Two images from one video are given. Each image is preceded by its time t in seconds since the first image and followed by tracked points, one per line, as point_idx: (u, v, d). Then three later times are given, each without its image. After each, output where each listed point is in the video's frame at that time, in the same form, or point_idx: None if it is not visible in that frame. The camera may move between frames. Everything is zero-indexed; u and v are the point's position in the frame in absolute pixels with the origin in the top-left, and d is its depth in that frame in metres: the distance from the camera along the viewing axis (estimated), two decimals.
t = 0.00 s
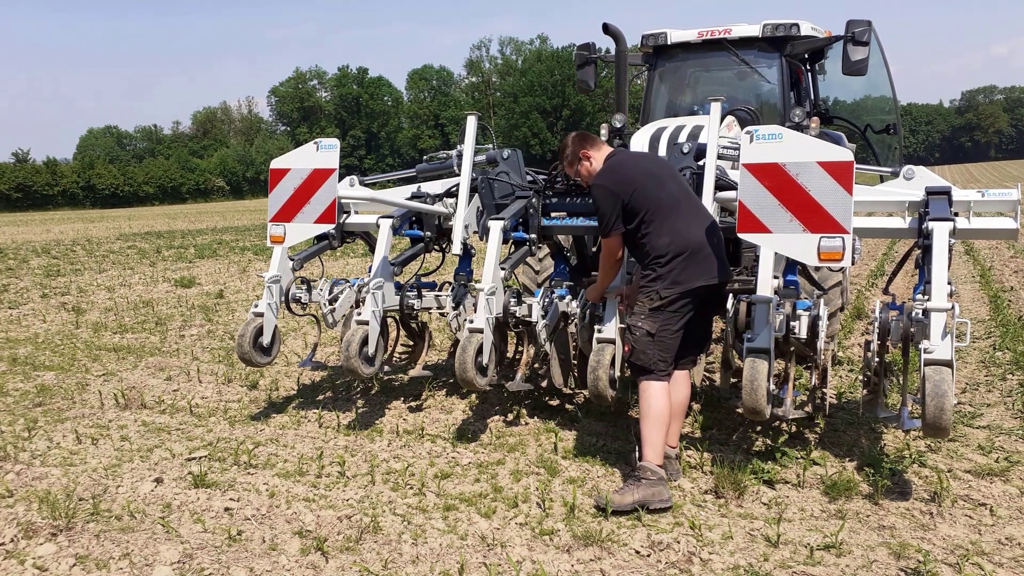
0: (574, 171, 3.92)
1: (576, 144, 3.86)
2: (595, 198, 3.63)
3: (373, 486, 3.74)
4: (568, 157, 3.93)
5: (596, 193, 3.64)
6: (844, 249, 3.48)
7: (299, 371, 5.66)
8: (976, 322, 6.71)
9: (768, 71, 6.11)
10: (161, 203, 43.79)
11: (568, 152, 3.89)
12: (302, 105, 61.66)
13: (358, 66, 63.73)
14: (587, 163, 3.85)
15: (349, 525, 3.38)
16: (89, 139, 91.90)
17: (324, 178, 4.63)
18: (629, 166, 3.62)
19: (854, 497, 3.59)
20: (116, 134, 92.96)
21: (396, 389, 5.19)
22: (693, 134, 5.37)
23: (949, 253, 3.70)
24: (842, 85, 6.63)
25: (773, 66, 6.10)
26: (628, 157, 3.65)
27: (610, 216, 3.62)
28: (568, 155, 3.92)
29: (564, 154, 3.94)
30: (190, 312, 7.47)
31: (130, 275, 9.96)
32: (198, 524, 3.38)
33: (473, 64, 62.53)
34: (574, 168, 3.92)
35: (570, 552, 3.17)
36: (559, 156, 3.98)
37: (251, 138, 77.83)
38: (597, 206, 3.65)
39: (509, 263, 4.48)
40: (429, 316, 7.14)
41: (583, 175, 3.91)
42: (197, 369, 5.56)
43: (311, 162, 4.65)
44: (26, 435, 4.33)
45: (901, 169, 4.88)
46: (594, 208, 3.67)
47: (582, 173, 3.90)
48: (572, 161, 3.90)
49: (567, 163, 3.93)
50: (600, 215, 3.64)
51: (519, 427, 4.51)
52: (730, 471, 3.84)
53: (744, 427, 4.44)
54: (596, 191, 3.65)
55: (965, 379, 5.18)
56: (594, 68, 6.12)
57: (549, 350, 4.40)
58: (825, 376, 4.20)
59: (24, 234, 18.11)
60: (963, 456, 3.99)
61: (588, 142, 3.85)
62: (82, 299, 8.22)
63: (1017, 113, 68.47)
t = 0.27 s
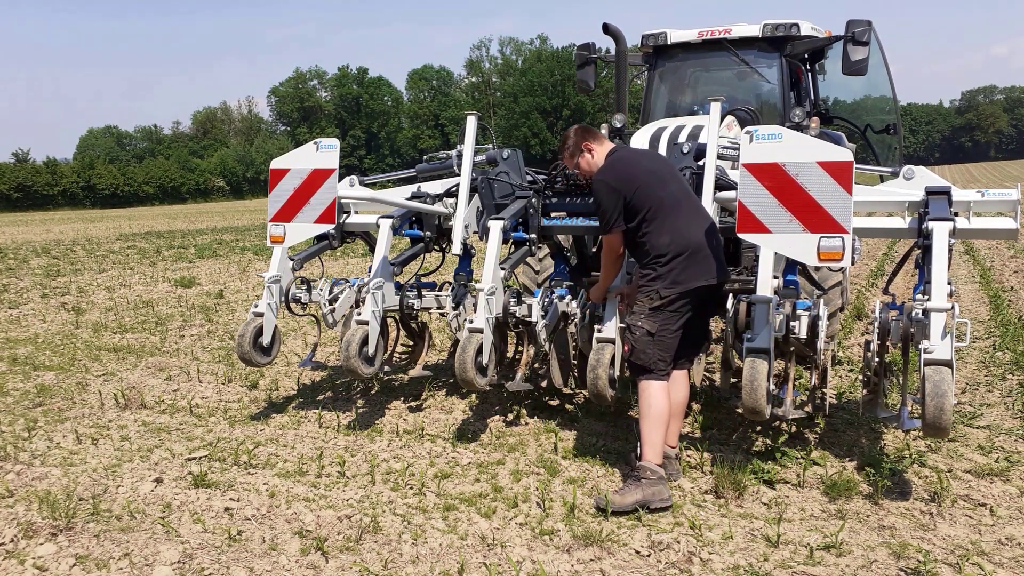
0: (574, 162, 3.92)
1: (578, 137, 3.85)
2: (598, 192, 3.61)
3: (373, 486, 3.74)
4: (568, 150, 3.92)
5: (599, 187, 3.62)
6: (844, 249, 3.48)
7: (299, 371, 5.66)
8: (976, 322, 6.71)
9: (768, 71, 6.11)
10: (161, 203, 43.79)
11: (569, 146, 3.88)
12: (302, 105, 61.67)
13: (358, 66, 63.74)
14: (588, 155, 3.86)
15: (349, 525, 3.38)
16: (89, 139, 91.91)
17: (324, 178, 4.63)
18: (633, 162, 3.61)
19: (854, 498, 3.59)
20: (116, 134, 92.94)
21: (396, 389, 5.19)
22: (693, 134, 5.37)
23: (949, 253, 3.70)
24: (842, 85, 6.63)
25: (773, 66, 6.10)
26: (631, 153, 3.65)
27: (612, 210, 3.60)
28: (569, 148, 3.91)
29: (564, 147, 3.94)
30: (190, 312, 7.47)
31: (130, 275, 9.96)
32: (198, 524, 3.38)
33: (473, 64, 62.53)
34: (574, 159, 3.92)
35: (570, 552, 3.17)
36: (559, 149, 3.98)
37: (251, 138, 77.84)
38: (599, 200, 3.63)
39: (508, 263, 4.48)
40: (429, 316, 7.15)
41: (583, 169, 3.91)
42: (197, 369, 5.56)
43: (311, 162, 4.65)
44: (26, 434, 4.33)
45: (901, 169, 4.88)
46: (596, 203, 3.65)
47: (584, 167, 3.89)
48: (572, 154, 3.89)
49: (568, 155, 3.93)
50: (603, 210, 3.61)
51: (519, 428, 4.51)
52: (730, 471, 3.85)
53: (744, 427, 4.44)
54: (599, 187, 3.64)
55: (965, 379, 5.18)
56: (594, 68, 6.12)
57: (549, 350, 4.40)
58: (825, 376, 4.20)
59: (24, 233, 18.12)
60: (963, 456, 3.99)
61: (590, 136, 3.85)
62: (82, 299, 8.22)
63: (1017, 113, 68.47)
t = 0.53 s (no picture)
0: (579, 137, 3.78)
1: (591, 109, 3.72)
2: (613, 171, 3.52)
3: (373, 486, 3.74)
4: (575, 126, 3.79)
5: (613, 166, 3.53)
6: (844, 249, 3.48)
7: (299, 371, 5.66)
8: (976, 322, 6.71)
9: (767, 71, 6.11)
10: (161, 203, 43.80)
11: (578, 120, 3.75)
12: (302, 105, 61.70)
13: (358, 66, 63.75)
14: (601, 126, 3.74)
15: (349, 525, 3.38)
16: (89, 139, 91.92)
17: (324, 178, 4.62)
18: (648, 148, 3.59)
19: (854, 498, 3.59)
20: (116, 134, 92.93)
21: (396, 389, 5.19)
22: (693, 134, 5.42)
23: (949, 253, 3.70)
24: (842, 85, 6.63)
25: (773, 66, 6.10)
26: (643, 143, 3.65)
27: (626, 191, 3.51)
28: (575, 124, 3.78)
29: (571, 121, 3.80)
30: (190, 312, 7.47)
31: (130, 275, 9.96)
32: (198, 524, 3.38)
33: (473, 64, 62.54)
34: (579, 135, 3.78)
35: (570, 552, 3.17)
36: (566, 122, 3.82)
37: (251, 138, 77.86)
38: (611, 179, 3.53)
39: (508, 263, 4.48)
40: (429, 316, 7.15)
41: (586, 146, 3.78)
42: (197, 369, 5.56)
43: (311, 162, 4.65)
44: (26, 434, 4.33)
45: (901, 169, 4.87)
46: (607, 181, 3.54)
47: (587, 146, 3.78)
48: (581, 126, 3.75)
49: (575, 128, 3.78)
50: (616, 188, 3.50)
51: (519, 428, 4.51)
52: (730, 471, 3.84)
53: (744, 427, 4.44)
54: (610, 167, 3.56)
55: (965, 379, 5.18)
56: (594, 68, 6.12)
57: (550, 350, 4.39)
58: (825, 376, 4.20)
59: (24, 233, 18.13)
60: (963, 456, 3.99)
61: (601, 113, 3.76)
62: (82, 299, 8.22)
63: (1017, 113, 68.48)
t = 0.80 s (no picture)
0: (593, 110, 3.59)
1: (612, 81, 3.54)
2: (643, 147, 3.43)
3: (373, 486, 3.74)
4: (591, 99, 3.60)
5: (642, 142, 3.44)
6: (844, 249, 3.48)
7: (299, 371, 5.66)
8: (976, 322, 6.71)
9: (768, 71, 6.11)
10: (161, 203, 43.80)
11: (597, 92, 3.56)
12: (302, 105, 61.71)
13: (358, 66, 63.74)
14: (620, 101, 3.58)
15: (349, 525, 3.38)
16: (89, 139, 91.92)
17: (324, 178, 4.62)
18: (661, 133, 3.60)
19: (854, 498, 3.59)
20: (116, 134, 92.92)
21: (396, 389, 5.19)
22: (693, 134, 5.47)
23: (949, 253, 3.70)
24: (842, 85, 6.63)
25: (773, 66, 6.10)
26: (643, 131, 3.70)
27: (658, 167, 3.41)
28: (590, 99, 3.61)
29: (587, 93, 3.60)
30: (190, 312, 7.47)
31: (130, 275, 9.96)
32: (198, 524, 3.38)
33: (473, 64, 62.55)
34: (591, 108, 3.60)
35: (570, 552, 3.17)
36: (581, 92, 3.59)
37: (251, 138, 77.86)
38: (643, 154, 3.42)
39: (508, 263, 4.47)
40: (429, 315, 7.15)
41: (599, 122, 3.61)
42: (197, 369, 5.57)
43: (311, 162, 4.65)
44: (26, 434, 4.33)
45: (901, 169, 4.87)
46: (637, 157, 3.42)
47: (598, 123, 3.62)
48: (600, 98, 3.55)
49: (592, 100, 3.58)
50: (649, 163, 3.40)
51: (519, 428, 4.51)
52: (730, 471, 3.84)
53: (744, 427, 4.45)
54: (638, 146, 3.44)
55: (965, 379, 5.18)
56: (594, 68, 6.12)
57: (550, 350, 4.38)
58: (825, 376, 4.19)
59: (24, 233, 18.14)
60: (963, 456, 3.99)
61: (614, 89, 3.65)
62: (82, 299, 8.22)
63: (1017, 113, 68.49)
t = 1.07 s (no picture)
0: (600, 103, 3.53)
1: (621, 73, 3.50)
2: (658, 146, 3.40)
3: (373, 486, 3.74)
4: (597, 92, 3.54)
5: (655, 141, 3.41)
6: (844, 249, 3.48)
7: (299, 371, 5.66)
8: (976, 322, 6.71)
9: (768, 71, 6.11)
10: (161, 203, 43.79)
11: (605, 85, 3.50)
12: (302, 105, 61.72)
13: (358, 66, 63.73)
14: (626, 94, 3.54)
15: (349, 525, 3.38)
16: (89, 139, 91.93)
17: (324, 178, 4.62)
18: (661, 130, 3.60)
19: (854, 498, 3.59)
20: (116, 133, 92.90)
21: (396, 389, 5.19)
22: (693, 134, 5.49)
23: (949, 253, 3.70)
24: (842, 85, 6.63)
25: (773, 65, 6.10)
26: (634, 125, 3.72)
27: (671, 166, 3.40)
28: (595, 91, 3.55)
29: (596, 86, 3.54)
30: (190, 312, 7.47)
31: (129, 275, 9.96)
32: (198, 524, 3.38)
33: (472, 64, 62.55)
34: (597, 101, 3.54)
35: (570, 552, 3.17)
36: (590, 84, 3.52)
37: (251, 138, 77.86)
38: (658, 154, 3.39)
39: (508, 263, 4.47)
40: (429, 315, 7.15)
41: (605, 114, 3.55)
42: (197, 369, 5.56)
43: (311, 162, 4.65)
44: (26, 434, 4.33)
45: (901, 168, 4.87)
46: (653, 156, 3.39)
47: (603, 117, 3.56)
48: (610, 92, 3.50)
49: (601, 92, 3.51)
50: (664, 163, 3.38)
51: (519, 428, 4.51)
52: (730, 471, 3.84)
53: (744, 427, 4.44)
54: (652, 144, 3.41)
55: (965, 379, 5.18)
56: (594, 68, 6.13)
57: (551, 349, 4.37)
58: (825, 376, 4.19)
59: (25, 233, 18.15)
60: (963, 456, 3.99)
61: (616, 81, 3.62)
62: (82, 299, 8.22)
63: (1017, 113, 68.49)
